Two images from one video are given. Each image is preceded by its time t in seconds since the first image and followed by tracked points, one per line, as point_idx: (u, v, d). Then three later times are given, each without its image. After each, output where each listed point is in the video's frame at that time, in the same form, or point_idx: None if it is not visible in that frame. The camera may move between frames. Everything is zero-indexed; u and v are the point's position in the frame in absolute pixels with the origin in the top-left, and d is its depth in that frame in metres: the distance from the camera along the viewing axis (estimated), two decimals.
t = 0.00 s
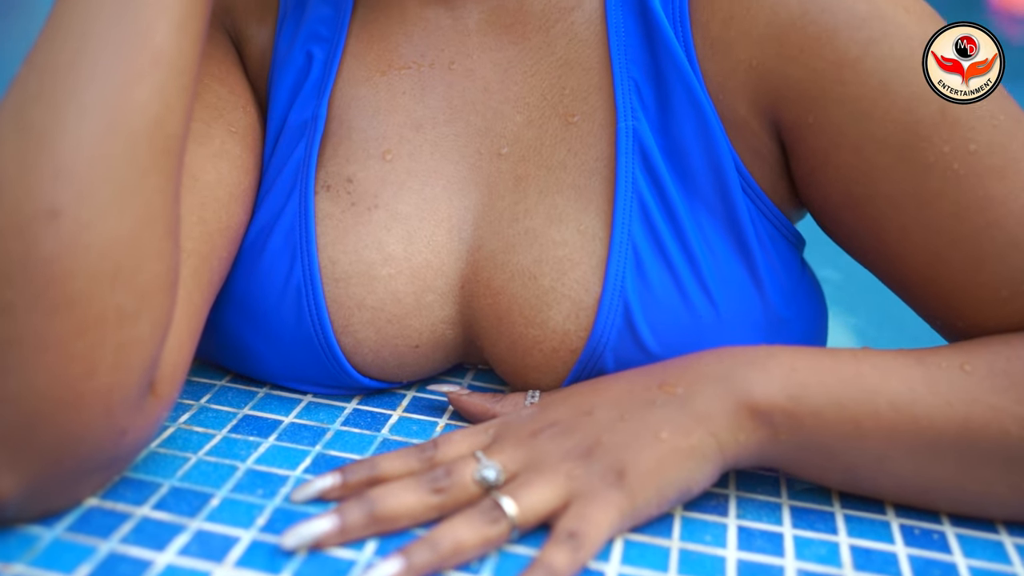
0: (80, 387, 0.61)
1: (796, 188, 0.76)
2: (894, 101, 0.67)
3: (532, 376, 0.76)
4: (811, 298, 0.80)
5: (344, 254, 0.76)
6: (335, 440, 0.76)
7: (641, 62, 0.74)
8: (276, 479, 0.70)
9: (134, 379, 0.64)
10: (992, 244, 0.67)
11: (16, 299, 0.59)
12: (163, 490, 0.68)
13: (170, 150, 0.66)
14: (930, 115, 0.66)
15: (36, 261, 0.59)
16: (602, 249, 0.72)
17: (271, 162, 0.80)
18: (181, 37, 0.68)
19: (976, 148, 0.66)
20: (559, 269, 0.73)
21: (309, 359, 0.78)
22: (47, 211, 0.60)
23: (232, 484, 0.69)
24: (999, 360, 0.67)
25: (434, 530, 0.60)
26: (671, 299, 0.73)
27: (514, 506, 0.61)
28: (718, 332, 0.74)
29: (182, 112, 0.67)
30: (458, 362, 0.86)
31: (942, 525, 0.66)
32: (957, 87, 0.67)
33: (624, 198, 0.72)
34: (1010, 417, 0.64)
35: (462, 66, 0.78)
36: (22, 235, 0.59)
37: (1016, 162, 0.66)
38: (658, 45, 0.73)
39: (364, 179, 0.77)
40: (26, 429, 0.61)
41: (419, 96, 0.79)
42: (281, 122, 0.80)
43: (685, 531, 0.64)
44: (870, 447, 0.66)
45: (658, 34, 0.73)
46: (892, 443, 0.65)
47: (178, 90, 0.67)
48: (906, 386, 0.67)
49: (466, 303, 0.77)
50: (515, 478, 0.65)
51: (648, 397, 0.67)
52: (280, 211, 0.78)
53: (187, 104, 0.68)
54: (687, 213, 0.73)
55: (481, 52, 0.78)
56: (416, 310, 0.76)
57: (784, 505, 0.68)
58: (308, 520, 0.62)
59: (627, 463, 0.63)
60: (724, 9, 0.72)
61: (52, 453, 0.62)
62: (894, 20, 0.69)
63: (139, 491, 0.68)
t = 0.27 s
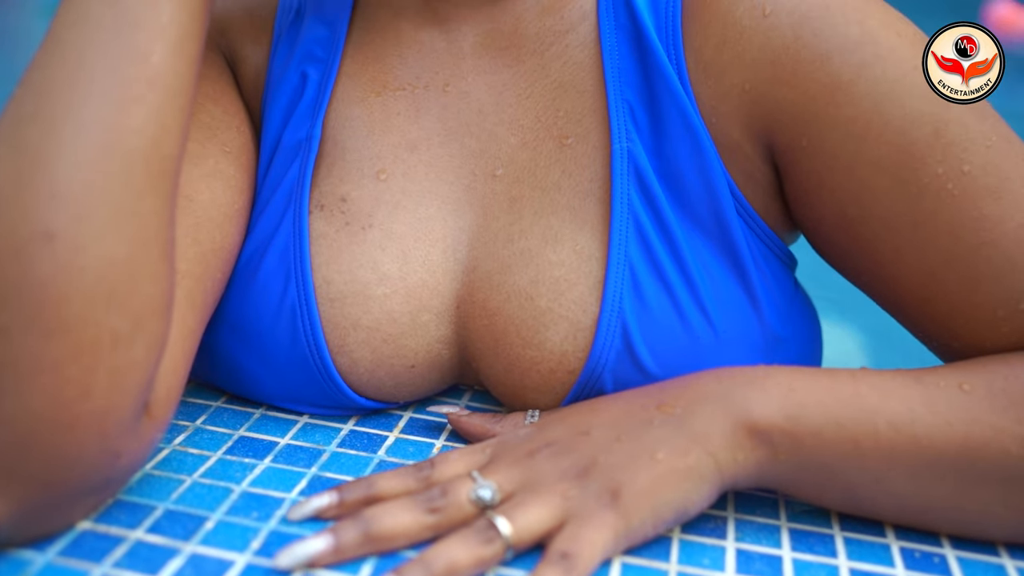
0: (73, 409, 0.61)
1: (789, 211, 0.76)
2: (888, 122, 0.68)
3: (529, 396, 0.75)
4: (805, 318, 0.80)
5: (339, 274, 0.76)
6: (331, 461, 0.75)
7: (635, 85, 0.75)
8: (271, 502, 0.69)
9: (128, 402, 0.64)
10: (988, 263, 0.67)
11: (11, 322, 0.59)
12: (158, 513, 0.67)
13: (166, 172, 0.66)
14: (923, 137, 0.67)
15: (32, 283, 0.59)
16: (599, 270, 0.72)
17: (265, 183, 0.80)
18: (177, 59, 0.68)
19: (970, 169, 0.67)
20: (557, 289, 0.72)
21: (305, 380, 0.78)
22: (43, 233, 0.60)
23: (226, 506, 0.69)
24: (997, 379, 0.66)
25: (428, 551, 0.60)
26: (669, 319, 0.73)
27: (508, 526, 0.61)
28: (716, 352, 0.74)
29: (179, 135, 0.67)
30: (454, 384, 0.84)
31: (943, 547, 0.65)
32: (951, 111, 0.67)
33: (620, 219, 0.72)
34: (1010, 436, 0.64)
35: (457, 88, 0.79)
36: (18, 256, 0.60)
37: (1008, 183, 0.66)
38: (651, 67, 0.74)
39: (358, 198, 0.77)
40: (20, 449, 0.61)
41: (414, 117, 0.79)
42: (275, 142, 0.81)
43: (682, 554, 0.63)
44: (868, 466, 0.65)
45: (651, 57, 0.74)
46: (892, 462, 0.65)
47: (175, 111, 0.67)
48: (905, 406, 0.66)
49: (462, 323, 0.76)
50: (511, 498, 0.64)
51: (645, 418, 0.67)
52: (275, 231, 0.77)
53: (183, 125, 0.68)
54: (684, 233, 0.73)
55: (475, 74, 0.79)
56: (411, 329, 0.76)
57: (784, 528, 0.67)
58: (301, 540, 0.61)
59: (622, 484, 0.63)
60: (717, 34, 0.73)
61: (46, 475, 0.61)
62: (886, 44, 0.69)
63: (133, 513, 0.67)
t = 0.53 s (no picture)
0: (69, 433, 0.62)
1: (773, 234, 0.78)
2: (870, 149, 0.70)
3: (522, 418, 0.76)
4: (792, 339, 0.81)
5: (333, 296, 0.77)
6: (326, 484, 0.76)
7: (622, 112, 0.76)
8: (267, 524, 0.70)
9: (124, 424, 0.65)
10: (970, 286, 0.68)
11: (8, 347, 0.61)
12: (154, 536, 0.68)
13: (162, 199, 0.67)
14: (904, 163, 0.69)
15: (28, 309, 0.61)
16: (590, 293, 0.73)
17: (258, 208, 0.81)
18: (171, 88, 0.69)
19: (951, 195, 0.68)
20: (548, 312, 0.73)
21: (300, 402, 0.78)
22: (40, 259, 0.61)
23: (223, 529, 0.69)
24: (981, 400, 0.67)
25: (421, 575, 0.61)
26: (659, 342, 0.74)
27: (499, 549, 0.62)
28: (706, 373, 0.75)
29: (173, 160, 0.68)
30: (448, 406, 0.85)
31: (930, 568, 0.66)
32: (930, 139, 0.69)
33: (609, 244, 0.73)
34: (996, 457, 0.65)
35: (447, 114, 0.80)
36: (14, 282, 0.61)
37: (989, 210, 0.68)
38: (638, 94, 0.75)
39: (351, 221, 0.78)
40: (16, 472, 0.61)
41: (407, 142, 0.80)
42: (269, 166, 0.81)
43: None
44: (857, 489, 0.66)
45: (637, 84, 0.75)
46: (880, 484, 0.66)
47: (171, 138, 0.68)
48: (892, 427, 0.67)
49: (455, 346, 0.77)
50: (502, 521, 0.66)
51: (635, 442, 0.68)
52: (268, 255, 0.78)
53: (178, 152, 0.69)
54: (672, 257, 0.74)
55: (465, 100, 0.80)
56: (405, 351, 0.77)
57: (774, 550, 0.67)
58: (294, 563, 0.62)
59: (613, 508, 0.64)
60: (702, 62, 0.74)
61: (42, 498, 0.62)
62: (867, 72, 0.71)
63: (130, 536, 0.68)
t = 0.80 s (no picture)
0: (68, 451, 0.61)
1: (758, 251, 0.80)
2: (853, 170, 0.71)
3: (514, 435, 0.78)
4: (780, 355, 0.83)
5: (328, 314, 0.78)
6: (323, 499, 0.77)
7: (608, 133, 0.78)
8: (264, 539, 0.71)
9: (123, 440, 0.64)
10: (950, 304, 0.70)
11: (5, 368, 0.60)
12: (153, 552, 0.69)
13: (156, 220, 0.66)
14: (887, 184, 0.71)
15: (25, 328, 0.60)
16: (578, 312, 0.75)
17: (252, 226, 0.82)
18: (165, 112, 0.68)
19: (932, 215, 0.70)
20: (537, 331, 0.75)
21: (297, 419, 0.80)
22: (37, 278, 0.60)
23: (220, 544, 0.70)
24: (961, 416, 0.69)
25: None
26: (647, 360, 0.75)
27: (486, 566, 0.65)
28: (694, 390, 0.76)
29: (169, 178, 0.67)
30: (443, 421, 0.87)
31: None
32: (912, 160, 0.71)
33: (597, 264, 0.75)
34: (975, 474, 0.66)
35: (438, 136, 0.81)
36: (11, 301, 0.60)
37: (969, 229, 0.70)
38: (623, 117, 0.77)
39: (345, 240, 0.79)
40: (16, 491, 0.61)
41: (398, 163, 0.81)
42: (264, 185, 0.83)
43: None
44: (842, 509, 0.67)
45: (624, 106, 0.77)
46: (864, 503, 0.67)
47: (163, 163, 0.67)
48: (875, 446, 0.68)
49: (447, 363, 0.78)
50: (490, 539, 0.68)
51: (622, 461, 0.69)
52: (263, 273, 0.80)
53: (171, 175, 0.68)
54: (659, 276, 0.76)
55: (455, 121, 0.81)
56: (399, 367, 0.78)
57: (760, 564, 0.69)
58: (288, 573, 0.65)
59: (601, 528, 0.66)
60: (687, 84, 0.77)
61: (43, 516, 0.61)
62: (849, 94, 0.73)
63: (129, 552, 0.69)
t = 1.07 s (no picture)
0: (70, 470, 0.63)
1: (745, 266, 0.82)
2: (835, 194, 0.74)
3: (507, 450, 0.80)
4: (768, 370, 0.85)
5: (326, 332, 0.80)
6: (322, 512, 0.78)
7: (599, 155, 0.80)
8: (265, 553, 0.72)
9: (123, 458, 0.65)
10: (930, 324, 0.73)
11: (9, 390, 0.61)
12: (158, 565, 0.71)
13: (154, 243, 0.67)
14: (868, 208, 0.73)
15: (27, 352, 0.61)
16: (569, 331, 0.77)
17: (252, 246, 0.84)
18: (161, 140, 0.69)
19: (912, 238, 0.73)
20: (529, 350, 0.77)
21: (296, 434, 0.82)
22: (37, 303, 0.62)
23: (223, 558, 0.72)
24: (941, 435, 0.71)
25: None
26: (636, 377, 0.77)
27: None
28: (681, 407, 0.78)
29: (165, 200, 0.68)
30: (439, 433, 0.88)
31: None
32: (894, 182, 0.74)
33: (587, 284, 0.77)
34: (953, 490, 0.69)
35: (433, 157, 0.84)
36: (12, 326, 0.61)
37: (949, 251, 0.73)
38: (613, 140, 0.79)
39: (343, 259, 0.81)
40: (20, 509, 0.62)
41: (394, 184, 0.83)
42: (264, 205, 0.85)
43: None
44: (824, 525, 0.69)
45: (613, 130, 0.80)
46: (846, 520, 0.69)
47: (160, 189, 0.68)
48: (857, 464, 0.70)
49: (442, 380, 0.80)
50: (483, 554, 0.70)
51: (611, 479, 0.71)
52: (263, 293, 0.82)
53: (169, 200, 0.69)
54: (647, 295, 0.78)
55: (449, 144, 0.84)
56: (395, 385, 0.80)
57: None
58: None
59: (591, 544, 0.68)
60: (674, 108, 0.79)
61: (47, 533, 0.63)
62: (833, 120, 0.76)
63: (135, 565, 0.71)
